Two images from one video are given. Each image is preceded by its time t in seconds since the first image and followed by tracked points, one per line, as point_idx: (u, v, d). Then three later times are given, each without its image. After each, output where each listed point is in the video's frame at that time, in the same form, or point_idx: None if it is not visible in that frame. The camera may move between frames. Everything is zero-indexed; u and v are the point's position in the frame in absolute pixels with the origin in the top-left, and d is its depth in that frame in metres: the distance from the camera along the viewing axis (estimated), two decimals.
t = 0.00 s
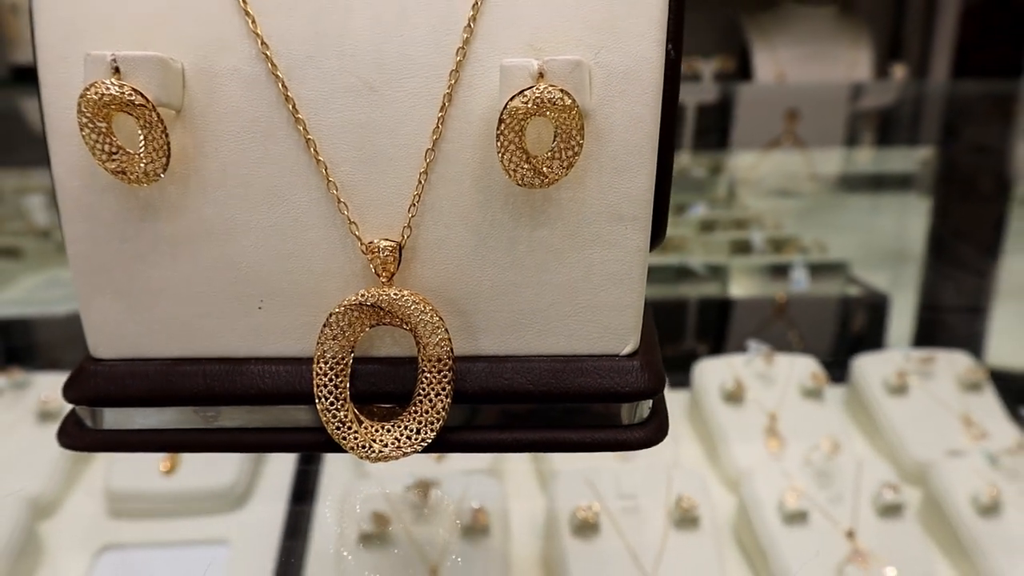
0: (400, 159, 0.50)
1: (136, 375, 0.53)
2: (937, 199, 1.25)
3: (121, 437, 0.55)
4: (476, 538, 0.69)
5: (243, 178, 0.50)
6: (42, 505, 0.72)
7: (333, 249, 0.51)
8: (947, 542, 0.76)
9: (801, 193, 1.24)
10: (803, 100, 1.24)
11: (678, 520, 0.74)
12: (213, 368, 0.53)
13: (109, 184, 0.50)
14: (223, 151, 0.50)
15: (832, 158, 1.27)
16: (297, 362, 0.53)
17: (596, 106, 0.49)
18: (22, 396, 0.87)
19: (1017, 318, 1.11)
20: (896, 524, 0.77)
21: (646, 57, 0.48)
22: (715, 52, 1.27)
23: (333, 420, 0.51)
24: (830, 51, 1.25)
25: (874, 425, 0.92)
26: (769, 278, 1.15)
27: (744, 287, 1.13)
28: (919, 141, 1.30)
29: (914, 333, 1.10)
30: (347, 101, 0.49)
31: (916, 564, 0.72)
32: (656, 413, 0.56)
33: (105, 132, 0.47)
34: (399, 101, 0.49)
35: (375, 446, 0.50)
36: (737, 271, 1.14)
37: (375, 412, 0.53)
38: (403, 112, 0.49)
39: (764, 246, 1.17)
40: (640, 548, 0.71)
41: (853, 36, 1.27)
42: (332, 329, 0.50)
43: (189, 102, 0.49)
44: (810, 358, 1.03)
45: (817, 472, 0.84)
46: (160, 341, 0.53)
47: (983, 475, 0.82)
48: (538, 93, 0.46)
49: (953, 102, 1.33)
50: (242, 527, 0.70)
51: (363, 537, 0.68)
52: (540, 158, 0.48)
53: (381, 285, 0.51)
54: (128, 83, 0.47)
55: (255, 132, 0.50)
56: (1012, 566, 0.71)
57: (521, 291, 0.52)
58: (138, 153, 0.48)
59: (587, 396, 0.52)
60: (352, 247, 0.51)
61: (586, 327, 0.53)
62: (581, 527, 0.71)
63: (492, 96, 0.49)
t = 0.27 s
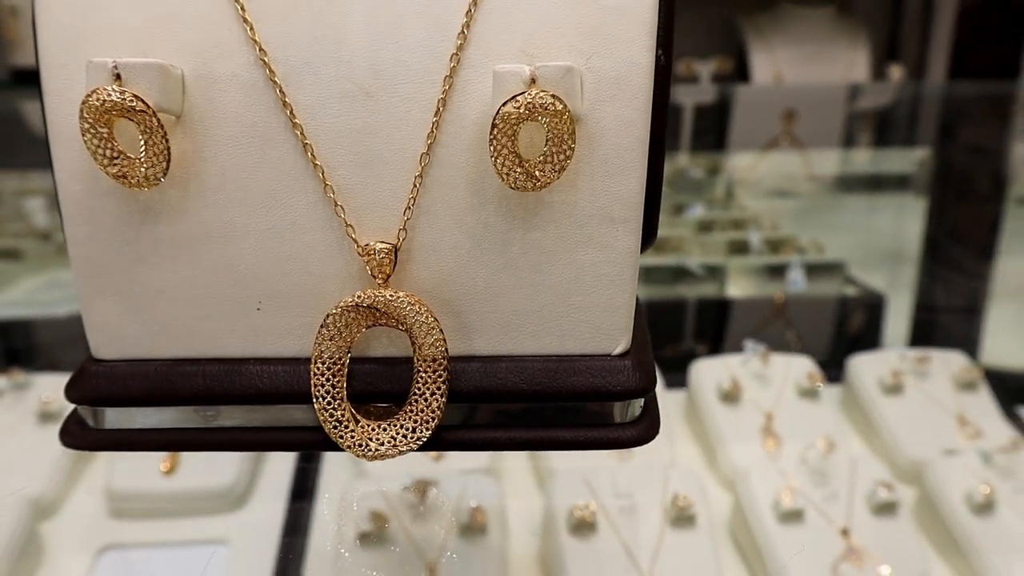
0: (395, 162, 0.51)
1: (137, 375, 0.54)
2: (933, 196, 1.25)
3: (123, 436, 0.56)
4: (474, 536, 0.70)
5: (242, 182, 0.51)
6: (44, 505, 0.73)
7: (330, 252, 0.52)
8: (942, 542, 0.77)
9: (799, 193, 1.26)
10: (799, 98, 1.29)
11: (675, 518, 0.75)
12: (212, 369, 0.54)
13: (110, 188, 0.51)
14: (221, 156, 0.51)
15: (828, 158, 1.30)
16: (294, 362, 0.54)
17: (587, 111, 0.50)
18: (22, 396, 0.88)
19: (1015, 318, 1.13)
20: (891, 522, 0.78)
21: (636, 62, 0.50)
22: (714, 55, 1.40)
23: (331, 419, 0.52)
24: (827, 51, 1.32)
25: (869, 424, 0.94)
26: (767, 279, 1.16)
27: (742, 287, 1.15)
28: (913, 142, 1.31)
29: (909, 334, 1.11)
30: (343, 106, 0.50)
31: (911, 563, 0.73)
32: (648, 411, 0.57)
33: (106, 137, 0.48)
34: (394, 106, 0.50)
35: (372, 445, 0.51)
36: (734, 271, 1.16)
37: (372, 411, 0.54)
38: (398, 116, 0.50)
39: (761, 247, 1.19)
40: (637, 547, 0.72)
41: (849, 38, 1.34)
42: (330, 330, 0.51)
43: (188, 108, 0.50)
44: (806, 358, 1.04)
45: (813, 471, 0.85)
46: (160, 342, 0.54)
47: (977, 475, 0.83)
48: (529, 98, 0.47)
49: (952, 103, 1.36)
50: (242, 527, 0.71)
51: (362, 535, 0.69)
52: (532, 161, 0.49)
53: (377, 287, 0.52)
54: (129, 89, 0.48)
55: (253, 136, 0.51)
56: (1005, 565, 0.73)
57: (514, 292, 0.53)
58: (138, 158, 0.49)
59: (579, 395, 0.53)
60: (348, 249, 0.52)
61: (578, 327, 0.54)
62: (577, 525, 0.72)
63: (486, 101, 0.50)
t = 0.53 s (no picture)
0: (396, 178, 0.52)
1: (143, 385, 0.55)
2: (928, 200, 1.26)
3: (129, 444, 0.57)
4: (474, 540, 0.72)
5: (246, 197, 0.52)
6: (46, 510, 0.74)
7: (331, 265, 0.54)
8: (937, 544, 0.79)
9: (796, 197, 1.28)
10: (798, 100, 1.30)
11: (672, 521, 0.76)
12: (216, 379, 0.55)
13: (117, 203, 0.52)
14: (226, 171, 0.52)
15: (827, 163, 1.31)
16: (297, 372, 0.55)
17: (581, 128, 0.51)
18: (26, 400, 0.89)
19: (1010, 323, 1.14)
20: (886, 524, 0.80)
21: (629, 80, 0.51)
22: (712, 58, 1.41)
23: (333, 428, 0.53)
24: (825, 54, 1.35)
25: (864, 425, 0.95)
26: (765, 282, 1.18)
27: (740, 291, 1.17)
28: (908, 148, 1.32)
29: (905, 339, 1.12)
30: (344, 124, 0.52)
31: (906, 564, 0.75)
32: (642, 419, 0.58)
33: (113, 154, 0.50)
34: (394, 123, 0.52)
35: (373, 452, 0.52)
36: (732, 276, 1.18)
37: (372, 420, 0.55)
38: (398, 133, 0.52)
39: (758, 251, 1.21)
40: (635, 549, 0.73)
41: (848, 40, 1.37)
42: (332, 341, 0.52)
43: (193, 125, 0.51)
44: (803, 360, 1.06)
45: (809, 474, 0.87)
46: (165, 353, 0.55)
47: (972, 477, 0.85)
48: (526, 116, 0.49)
49: (949, 108, 1.36)
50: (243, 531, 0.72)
51: (363, 538, 0.70)
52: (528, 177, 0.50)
53: (377, 299, 0.53)
54: (135, 108, 0.49)
55: (257, 153, 0.52)
56: (1000, 567, 0.75)
57: (511, 304, 0.54)
58: (145, 174, 0.50)
59: (575, 403, 0.54)
60: (349, 263, 0.54)
61: (574, 338, 0.55)
62: (576, 529, 0.73)
63: (482, 118, 0.52)
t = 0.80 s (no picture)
0: (400, 193, 0.54)
1: (154, 395, 0.57)
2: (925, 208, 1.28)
3: (141, 452, 0.59)
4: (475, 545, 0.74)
5: (254, 210, 0.54)
6: (52, 516, 0.77)
7: (338, 276, 0.55)
8: (934, 548, 0.81)
9: (795, 203, 1.28)
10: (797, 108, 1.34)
11: (671, 527, 0.78)
12: (225, 388, 0.56)
13: (129, 217, 0.54)
14: (235, 186, 0.54)
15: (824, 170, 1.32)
16: (303, 381, 0.57)
17: (580, 143, 0.53)
18: (31, 409, 0.92)
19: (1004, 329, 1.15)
20: (883, 529, 0.82)
21: (627, 97, 0.53)
22: (712, 66, 1.43)
23: (339, 435, 0.54)
24: (824, 62, 1.38)
25: (861, 429, 0.98)
26: (763, 288, 1.20)
27: (738, 297, 1.19)
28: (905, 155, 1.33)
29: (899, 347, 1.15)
30: (350, 139, 0.53)
31: (903, 568, 0.77)
32: (640, 426, 0.60)
33: (126, 171, 0.51)
34: (398, 139, 0.53)
35: (378, 459, 0.54)
36: (731, 282, 1.19)
37: (377, 427, 0.56)
38: (402, 149, 0.53)
39: (757, 257, 1.22)
40: (635, 554, 0.75)
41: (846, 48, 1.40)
42: (338, 351, 0.54)
43: (203, 141, 0.53)
44: (800, 367, 1.07)
45: (807, 480, 0.88)
46: (176, 363, 0.57)
47: (968, 481, 0.88)
48: (526, 133, 0.50)
49: (947, 113, 1.39)
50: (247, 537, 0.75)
51: (364, 544, 0.73)
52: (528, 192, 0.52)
53: (382, 310, 0.55)
54: (148, 126, 0.51)
55: (265, 168, 0.54)
56: (995, 570, 0.77)
57: (512, 314, 0.56)
58: (157, 189, 0.52)
59: (575, 412, 0.56)
60: (355, 274, 0.55)
61: (573, 348, 0.56)
62: (576, 534, 0.75)
63: (484, 134, 0.53)
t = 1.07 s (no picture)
0: (407, 214, 0.56)
1: (170, 408, 0.59)
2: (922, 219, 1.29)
3: (155, 463, 0.61)
4: (476, 555, 0.76)
5: (267, 231, 0.56)
6: (59, 524, 0.81)
7: (346, 294, 0.57)
8: (930, 558, 0.84)
9: (794, 213, 1.29)
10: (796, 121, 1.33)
11: (670, 536, 0.81)
12: (238, 402, 0.59)
13: (147, 238, 0.56)
14: (248, 207, 0.56)
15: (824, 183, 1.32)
16: (313, 395, 0.59)
17: (580, 167, 0.55)
18: (36, 420, 0.97)
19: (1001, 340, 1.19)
20: (880, 538, 0.85)
21: (624, 122, 0.55)
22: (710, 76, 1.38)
23: (348, 447, 0.56)
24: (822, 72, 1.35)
25: (857, 437, 1.01)
26: (762, 298, 1.22)
27: (737, 307, 1.22)
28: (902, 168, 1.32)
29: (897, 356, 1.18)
30: (359, 163, 0.56)
31: None
32: (637, 438, 0.62)
33: (144, 194, 0.54)
34: (405, 163, 0.55)
35: (385, 470, 0.56)
36: (730, 292, 1.22)
37: (384, 439, 0.59)
38: (409, 172, 0.56)
39: (755, 267, 1.24)
40: (634, 562, 0.77)
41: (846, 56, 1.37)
42: (347, 366, 0.56)
43: (218, 165, 0.56)
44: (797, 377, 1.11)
45: (803, 489, 0.92)
46: (191, 378, 0.59)
47: (962, 490, 0.90)
48: (527, 158, 0.53)
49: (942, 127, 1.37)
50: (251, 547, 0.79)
51: (367, 553, 0.76)
52: (530, 214, 0.54)
53: (389, 326, 0.57)
54: (166, 151, 0.54)
55: (277, 190, 0.56)
56: None
57: (514, 330, 0.58)
58: (173, 212, 0.54)
59: (574, 424, 0.58)
60: (363, 292, 0.57)
61: (573, 362, 0.59)
62: (576, 542, 0.78)
63: (487, 158, 0.56)
